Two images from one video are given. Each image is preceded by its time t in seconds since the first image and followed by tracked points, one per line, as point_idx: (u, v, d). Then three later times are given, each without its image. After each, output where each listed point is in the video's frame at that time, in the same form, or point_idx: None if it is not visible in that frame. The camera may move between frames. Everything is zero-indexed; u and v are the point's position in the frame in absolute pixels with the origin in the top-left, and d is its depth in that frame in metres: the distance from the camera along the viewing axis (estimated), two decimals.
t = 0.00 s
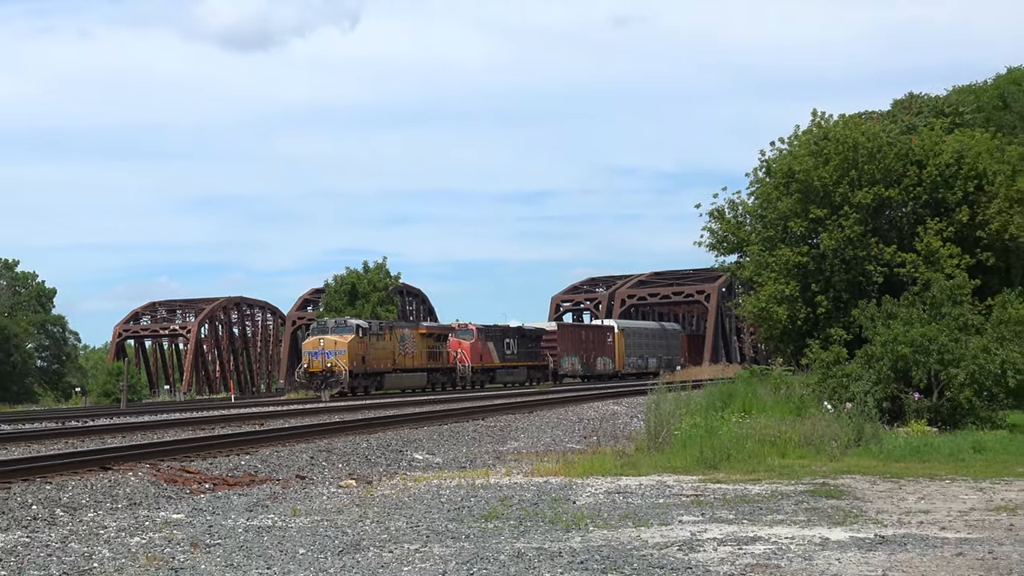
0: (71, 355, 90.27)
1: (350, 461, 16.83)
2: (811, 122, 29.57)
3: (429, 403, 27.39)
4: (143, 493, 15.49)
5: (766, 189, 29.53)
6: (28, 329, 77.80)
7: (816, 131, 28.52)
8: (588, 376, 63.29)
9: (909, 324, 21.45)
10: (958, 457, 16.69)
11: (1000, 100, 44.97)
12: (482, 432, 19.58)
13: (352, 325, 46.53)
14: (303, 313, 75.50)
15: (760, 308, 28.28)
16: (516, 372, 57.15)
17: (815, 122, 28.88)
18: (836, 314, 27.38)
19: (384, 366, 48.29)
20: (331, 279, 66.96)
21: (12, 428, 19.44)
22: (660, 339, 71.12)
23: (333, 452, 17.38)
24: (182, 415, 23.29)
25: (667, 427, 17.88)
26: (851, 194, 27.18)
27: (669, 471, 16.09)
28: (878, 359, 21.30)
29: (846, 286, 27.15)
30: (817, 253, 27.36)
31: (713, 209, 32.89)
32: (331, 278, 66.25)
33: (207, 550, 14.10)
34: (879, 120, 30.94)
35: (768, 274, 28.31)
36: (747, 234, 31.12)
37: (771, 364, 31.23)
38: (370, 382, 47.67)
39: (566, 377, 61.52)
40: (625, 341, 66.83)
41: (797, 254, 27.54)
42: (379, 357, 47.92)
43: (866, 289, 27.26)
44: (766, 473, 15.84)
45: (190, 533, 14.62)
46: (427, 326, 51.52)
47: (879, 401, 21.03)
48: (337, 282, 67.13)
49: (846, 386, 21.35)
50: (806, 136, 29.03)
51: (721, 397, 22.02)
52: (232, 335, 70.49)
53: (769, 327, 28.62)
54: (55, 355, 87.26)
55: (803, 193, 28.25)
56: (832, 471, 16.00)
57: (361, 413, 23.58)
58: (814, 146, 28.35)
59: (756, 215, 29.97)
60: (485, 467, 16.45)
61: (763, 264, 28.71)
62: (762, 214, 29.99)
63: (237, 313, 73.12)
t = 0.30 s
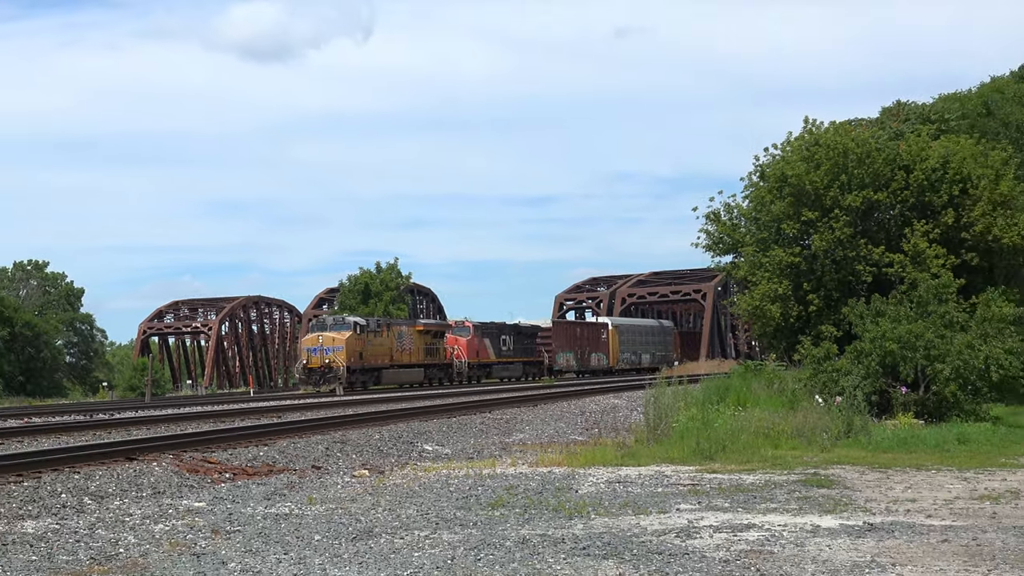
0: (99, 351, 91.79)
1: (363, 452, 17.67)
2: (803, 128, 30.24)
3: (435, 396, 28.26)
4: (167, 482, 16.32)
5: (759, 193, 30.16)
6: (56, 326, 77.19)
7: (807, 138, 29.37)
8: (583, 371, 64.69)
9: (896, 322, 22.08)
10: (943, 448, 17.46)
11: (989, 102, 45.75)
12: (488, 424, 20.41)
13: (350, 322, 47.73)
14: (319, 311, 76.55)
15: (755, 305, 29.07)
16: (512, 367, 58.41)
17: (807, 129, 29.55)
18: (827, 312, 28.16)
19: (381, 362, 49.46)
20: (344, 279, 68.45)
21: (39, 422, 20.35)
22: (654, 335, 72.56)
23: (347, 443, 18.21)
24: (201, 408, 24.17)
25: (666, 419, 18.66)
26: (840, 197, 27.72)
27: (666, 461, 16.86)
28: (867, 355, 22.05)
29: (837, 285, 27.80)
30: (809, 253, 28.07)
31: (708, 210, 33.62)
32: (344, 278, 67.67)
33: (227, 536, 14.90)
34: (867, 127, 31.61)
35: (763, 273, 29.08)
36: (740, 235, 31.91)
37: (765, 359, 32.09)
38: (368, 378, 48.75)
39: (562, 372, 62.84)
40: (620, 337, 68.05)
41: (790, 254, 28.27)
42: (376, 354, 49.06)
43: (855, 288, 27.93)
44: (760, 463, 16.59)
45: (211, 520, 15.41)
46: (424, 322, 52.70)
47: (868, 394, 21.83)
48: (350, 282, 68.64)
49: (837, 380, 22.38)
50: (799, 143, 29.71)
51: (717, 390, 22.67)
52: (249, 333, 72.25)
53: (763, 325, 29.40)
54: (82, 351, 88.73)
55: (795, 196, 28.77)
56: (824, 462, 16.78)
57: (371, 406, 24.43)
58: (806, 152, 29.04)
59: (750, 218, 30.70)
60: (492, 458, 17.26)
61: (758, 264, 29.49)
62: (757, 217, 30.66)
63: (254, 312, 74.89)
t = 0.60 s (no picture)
0: (120, 346, 101.95)
1: (375, 445, 18.54)
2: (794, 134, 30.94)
3: (438, 391, 29.21)
4: (188, 473, 17.20)
5: (752, 197, 30.90)
6: (83, 325, 83.31)
7: (798, 143, 30.10)
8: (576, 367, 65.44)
9: (883, 319, 22.91)
10: (928, 439, 18.30)
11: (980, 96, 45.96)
12: (493, 416, 21.27)
13: (347, 320, 48.97)
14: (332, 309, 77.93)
15: (747, 303, 29.93)
16: (506, 363, 61.35)
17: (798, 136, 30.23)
18: (816, 310, 28.88)
19: (378, 359, 50.93)
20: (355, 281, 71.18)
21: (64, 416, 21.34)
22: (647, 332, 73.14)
23: (359, 436, 19.11)
24: (218, 403, 25.14)
25: (663, 412, 19.45)
26: (830, 200, 28.46)
27: (663, 452, 17.68)
28: (855, 351, 22.89)
29: (826, 285, 28.63)
30: (800, 253, 28.89)
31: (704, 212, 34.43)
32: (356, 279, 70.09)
33: (246, 524, 15.73)
34: (856, 133, 32.28)
35: (756, 272, 29.94)
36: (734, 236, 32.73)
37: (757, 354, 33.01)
38: (364, 374, 50.05)
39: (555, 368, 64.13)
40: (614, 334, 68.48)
41: (782, 255, 29.12)
42: (372, 350, 50.51)
43: (844, 286, 28.72)
44: (752, 454, 17.40)
45: (230, 509, 16.25)
46: (420, 320, 54.82)
47: (856, 388, 22.65)
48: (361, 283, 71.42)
49: (826, 375, 23.27)
50: (790, 148, 30.41)
51: (712, 383, 23.47)
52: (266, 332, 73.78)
53: (755, 322, 30.28)
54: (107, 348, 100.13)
55: (787, 200, 29.54)
56: (814, 452, 17.59)
57: (380, 400, 25.29)
58: (796, 158, 29.64)
59: (743, 219, 31.36)
60: (497, 449, 18.10)
61: (750, 264, 30.33)
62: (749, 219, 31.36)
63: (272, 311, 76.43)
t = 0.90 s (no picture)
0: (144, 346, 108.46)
1: (386, 441, 19.45)
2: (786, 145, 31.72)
3: (442, 390, 30.14)
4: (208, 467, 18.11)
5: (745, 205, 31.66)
6: (110, 326, 89.18)
7: (789, 154, 30.94)
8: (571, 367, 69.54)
9: (871, 321, 23.82)
10: (914, 436, 19.18)
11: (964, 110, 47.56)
12: (498, 413, 22.17)
13: (343, 321, 50.27)
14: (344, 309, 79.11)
15: (740, 306, 30.79)
16: (503, 363, 62.50)
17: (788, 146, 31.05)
18: (808, 312, 29.69)
19: (375, 358, 52.04)
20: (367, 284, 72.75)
21: (89, 411, 22.33)
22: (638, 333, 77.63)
23: (371, 432, 20.03)
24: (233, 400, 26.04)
25: (659, 410, 20.32)
26: (820, 208, 29.27)
27: (660, 447, 18.54)
28: (844, 352, 23.84)
29: (816, 288, 29.45)
30: (791, 258, 29.72)
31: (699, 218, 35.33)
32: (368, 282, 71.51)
33: (263, 515, 16.62)
34: (846, 143, 33.08)
35: (749, 276, 30.77)
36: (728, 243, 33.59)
37: (751, 353, 33.91)
38: (362, 373, 51.20)
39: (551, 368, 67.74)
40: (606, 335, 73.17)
41: (774, 260, 29.97)
42: (369, 350, 51.65)
43: (834, 291, 29.53)
44: (745, 450, 18.24)
45: (248, 500, 17.14)
46: (416, 321, 55.95)
47: (844, 387, 23.55)
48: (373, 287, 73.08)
49: (817, 374, 24.20)
50: (781, 158, 31.19)
51: (707, 383, 24.23)
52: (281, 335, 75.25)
53: (749, 324, 31.14)
54: (134, 347, 106.50)
55: (779, 207, 30.34)
56: (804, 448, 18.42)
57: (389, 398, 26.14)
58: (787, 167, 30.52)
59: (736, 227, 32.16)
60: (502, 444, 18.98)
61: (744, 269, 31.21)
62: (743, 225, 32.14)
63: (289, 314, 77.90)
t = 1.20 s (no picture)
0: (167, 347, 113.41)
1: (396, 439, 20.48)
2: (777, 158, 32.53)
3: (446, 391, 31.14)
4: (227, 462, 19.16)
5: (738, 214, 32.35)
6: (135, 328, 93.10)
7: (778, 167, 31.81)
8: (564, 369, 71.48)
9: (857, 325, 24.93)
10: (897, 436, 20.16)
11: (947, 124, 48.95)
12: (502, 412, 23.17)
13: (341, 324, 52.03)
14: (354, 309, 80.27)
15: (734, 311, 31.63)
16: (498, 365, 64.30)
17: (779, 159, 31.89)
18: (797, 317, 30.57)
19: (371, 360, 53.80)
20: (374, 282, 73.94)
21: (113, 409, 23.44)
22: (630, 337, 79.94)
23: (381, 430, 21.07)
24: (246, 399, 27.01)
25: (655, 410, 21.31)
26: (810, 218, 30.19)
27: (655, 446, 19.51)
28: (831, 355, 24.87)
29: (805, 294, 30.41)
30: (781, 266, 30.63)
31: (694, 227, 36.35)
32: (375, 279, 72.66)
33: (279, 508, 17.62)
34: (833, 157, 33.99)
35: (741, 282, 31.58)
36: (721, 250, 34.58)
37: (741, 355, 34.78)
38: (359, 374, 53.05)
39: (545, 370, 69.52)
40: (600, 339, 75.07)
41: (765, 267, 30.90)
42: (365, 353, 53.40)
43: (822, 296, 30.44)
44: (737, 448, 19.19)
45: (265, 494, 18.12)
46: (413, 324, 57.64)
47: (830, 389, 24.66)
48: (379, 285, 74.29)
49: (806, 377, 25.27)
50: (771, 170, 32.02)
51: (700, 384, 25.04)
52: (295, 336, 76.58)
53: (741, 329, 31.98)
54: (159, 347, 112.03)
55: (770, 218, 31.24)
56: (793, 447, 19.36)
57: (396, 398, 27.09)
58: (778, 179, 31.34)
59: (730, 235, 33.01)
60: (506, 442, 19.97)
61: (736, 276, 32.08)
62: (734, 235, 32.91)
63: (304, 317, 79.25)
